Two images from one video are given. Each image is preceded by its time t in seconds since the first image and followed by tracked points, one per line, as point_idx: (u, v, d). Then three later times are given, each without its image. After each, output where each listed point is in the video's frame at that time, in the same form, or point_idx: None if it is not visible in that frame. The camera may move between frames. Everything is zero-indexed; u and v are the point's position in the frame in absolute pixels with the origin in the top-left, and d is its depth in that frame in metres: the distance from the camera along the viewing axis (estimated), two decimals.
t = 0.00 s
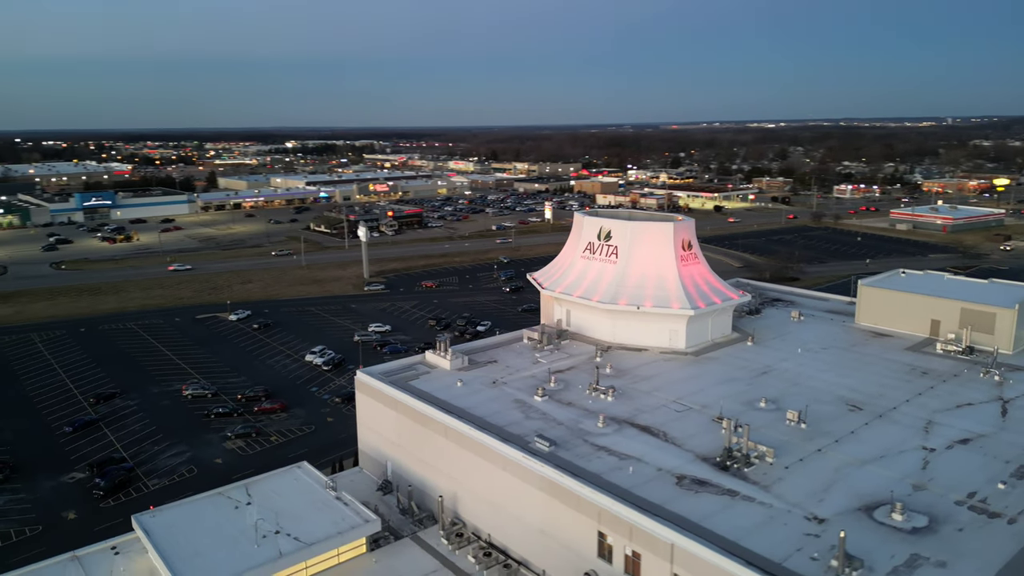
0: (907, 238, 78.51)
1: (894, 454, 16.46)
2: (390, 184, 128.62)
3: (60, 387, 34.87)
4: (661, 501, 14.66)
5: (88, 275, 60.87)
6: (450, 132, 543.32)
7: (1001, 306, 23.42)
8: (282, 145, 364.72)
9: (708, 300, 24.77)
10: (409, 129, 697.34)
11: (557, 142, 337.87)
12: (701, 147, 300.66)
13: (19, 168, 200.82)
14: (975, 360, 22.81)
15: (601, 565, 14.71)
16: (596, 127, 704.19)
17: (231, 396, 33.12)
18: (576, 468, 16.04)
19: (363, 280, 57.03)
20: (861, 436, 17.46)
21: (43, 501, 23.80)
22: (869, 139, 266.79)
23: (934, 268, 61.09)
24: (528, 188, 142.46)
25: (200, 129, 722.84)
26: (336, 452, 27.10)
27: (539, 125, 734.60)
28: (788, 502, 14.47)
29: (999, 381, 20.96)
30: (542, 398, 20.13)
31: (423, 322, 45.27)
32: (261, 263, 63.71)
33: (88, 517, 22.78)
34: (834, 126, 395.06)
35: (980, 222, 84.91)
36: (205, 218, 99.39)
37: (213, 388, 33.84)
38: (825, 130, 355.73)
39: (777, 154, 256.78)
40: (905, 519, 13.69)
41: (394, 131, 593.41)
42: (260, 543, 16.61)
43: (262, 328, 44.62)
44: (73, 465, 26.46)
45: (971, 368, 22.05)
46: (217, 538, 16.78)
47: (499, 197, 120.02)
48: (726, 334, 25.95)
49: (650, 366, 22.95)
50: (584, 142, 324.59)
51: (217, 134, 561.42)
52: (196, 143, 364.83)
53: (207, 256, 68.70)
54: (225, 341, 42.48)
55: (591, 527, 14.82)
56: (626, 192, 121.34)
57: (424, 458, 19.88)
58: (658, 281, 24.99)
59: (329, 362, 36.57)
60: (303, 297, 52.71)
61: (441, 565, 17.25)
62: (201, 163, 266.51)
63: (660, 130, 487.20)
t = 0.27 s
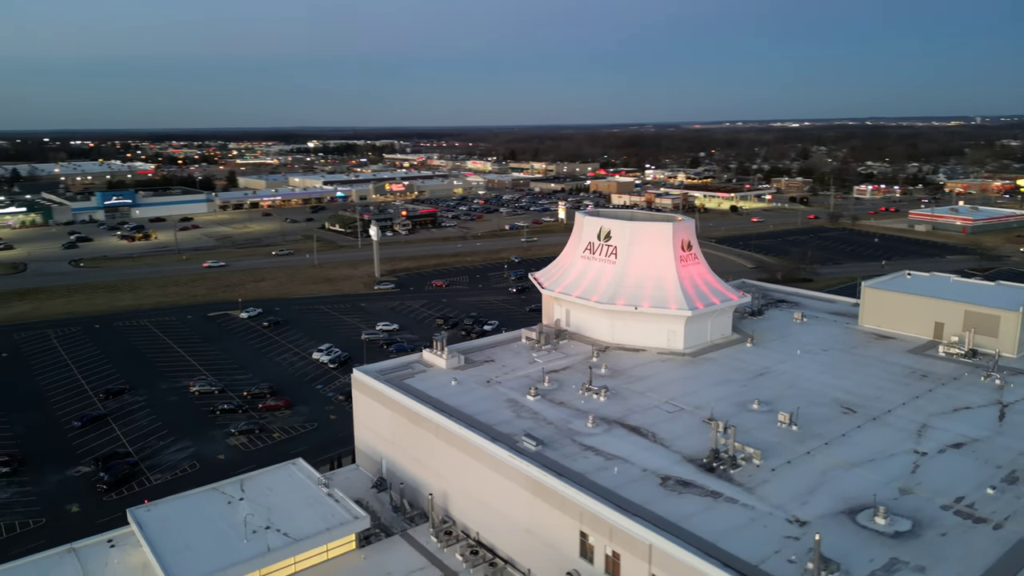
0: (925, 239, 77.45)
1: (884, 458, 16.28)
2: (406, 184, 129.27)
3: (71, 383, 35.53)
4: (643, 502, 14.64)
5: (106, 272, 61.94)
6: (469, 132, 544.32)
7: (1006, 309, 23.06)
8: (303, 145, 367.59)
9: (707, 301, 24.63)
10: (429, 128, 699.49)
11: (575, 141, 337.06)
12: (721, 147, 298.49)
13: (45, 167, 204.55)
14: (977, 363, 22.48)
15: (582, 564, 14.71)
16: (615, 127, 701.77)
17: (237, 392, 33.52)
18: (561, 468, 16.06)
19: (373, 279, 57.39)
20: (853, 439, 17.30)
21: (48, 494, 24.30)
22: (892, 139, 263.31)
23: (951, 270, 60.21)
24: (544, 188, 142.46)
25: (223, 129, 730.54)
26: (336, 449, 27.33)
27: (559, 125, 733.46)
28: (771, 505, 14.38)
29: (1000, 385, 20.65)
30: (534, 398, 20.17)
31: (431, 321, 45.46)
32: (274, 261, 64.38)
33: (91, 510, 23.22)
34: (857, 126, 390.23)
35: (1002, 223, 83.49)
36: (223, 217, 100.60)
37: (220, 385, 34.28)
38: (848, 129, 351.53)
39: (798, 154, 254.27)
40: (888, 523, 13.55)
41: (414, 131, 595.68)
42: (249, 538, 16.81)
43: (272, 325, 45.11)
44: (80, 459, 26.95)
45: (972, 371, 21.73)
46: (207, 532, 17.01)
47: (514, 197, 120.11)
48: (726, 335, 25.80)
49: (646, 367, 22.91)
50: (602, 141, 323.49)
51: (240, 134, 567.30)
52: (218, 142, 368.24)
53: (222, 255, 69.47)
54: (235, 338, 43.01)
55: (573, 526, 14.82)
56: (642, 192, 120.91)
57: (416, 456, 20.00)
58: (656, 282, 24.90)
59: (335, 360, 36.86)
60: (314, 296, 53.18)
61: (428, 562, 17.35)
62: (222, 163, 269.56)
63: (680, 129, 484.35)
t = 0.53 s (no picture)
0: (944, 241, 76.33)
1: (873, 461, 16.13)
2: (422, 184, 129.82)
3: (83, 378, 36.19)
4: (625, 502, 14.63)
5: (123, 270, 62.94)
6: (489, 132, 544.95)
7: (1009, 312, 22.73)
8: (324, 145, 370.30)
9: (705, 302, 24.50)
10: (448, 128, 701.53)
11: (594, 141, 336.21)
12: (741, 147, 296.13)
13: (71, 167, 208.37)
14: (979, 366, 22.15)
15: (564, 564, 14.74)
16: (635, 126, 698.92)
17: (243, 389, 33.92)
18: (546, 467, 16.09)
19: (384, 278, 57.69)
20: (844, 442, 17.14)
21: (53, 487, 24.79)
22: (916, 138, 259.57)
23: (968, 272, 59.27)
24: (560, 188, 142.39)
25: (245, 129, 737.75)
26: (336, 446, 27.55)
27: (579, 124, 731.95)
28: (753, 507, 14.30)
29: (1000, 389, 20.33)
30: (527, 397, 20.21)
31: (439, 320, 45.62)
32: (287, 260, 64.98)
33: (94, 504, 23.65)
34: (881, 125, 385.27)
35: None
36: (241, 216, 101.74)
37: (227, 382, 34.71)
38: (871, 128, 347.10)
39: (819, 154, 251.57)
40: (870, 526, 13.44)
41: (436, 131, 596.79)
42: (239, 532, 17.01)
43: (282, 323, 45.56)
44: (87, 453, 27.44)
45: (973, 375, 21.41)
46: (199, 527, 17.24)
47: (529, 197, 120.09)
48: (726, 336, 25.63)
49: (642, 368, 22.85)
50: (621, 141, 322.36)
51: (262, 133, 573.07)
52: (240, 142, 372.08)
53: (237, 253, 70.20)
54: (245, 336, 43.52)
55: (555, 526, 14.86)
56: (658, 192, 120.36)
57: (408, 454, 20.14)
58: (655, 282, 24.81)
59: (341, 358, 37.14)
60: (325, 294, 53.60)
61: (417, 559, 17.46)
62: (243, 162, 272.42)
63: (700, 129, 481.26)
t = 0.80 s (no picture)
0: (964, 242, 75.15)
1: (862, 465, 15.97)
2: (438, 183, 130.28)
3: (94, 374, 36.83)
4: (607, 502, 14.63)
5: (140, 268, 63.91)
6: (509, 131, 545.04)
7: (1013, 314, 22.36)
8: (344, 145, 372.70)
9: (704, 303, 24.37)
10: (468, 128, 703.08)
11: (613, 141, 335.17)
12: (762, 147, 293.38)
13: (96, 166, 211.77)
14: (981, 370, 21.83)
15: (547, 563, 14.77)
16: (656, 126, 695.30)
17: (250, 386, 34.32)
18: (532, 467, 16.12)
19: (395, 277, 57.96)
20: (834, 445, 16.98)
21: (59, 481, 25.28)
22: (941, 138, 255.66)
23: (986, 274, 58.30)
24: (576, 187, 142.21)
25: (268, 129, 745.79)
26: (337, 443, 27.78)
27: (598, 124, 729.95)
28: (736, 509, 14.24)
29: (1000, 393, 20.02)
30: (520, 397, 20.26)
31: (447, 319, 45.77)
32: (301, 258, 65.56)
33: (97, 497, 24.09)
34: (905, 125, 380.03)
35: None
36: (258, 215, 102.79)
37: (234, 378, 35.14)
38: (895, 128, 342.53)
39: (841, 154, 248.74)
40: (851, 530, 13.34)
41: (456, 131, 598.89)
42: (231, 527, 17.24)
43: (292, 321, 46.01)
44: (94, 447, 27.93)
45: (973, 379, 21.09)
46: (192, 521, 17.50)
47: (545, 197, 119.97)
48: (726, 337, 25.48)
49: (638, 369, 22.80)
50: (641, 141, 321.06)
51: (284, 133, 578.21)
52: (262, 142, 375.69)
53: (252, 252, 70.92)
54: (254, 333, 44.02)
55: (538, 526, 14.90)
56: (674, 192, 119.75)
57: (402, 452, 20.27)
58: (654, 283, 24.73)
59: (347, 357, 37.43)
60: (336, 293, 53.98)
61: (405, 556, 17.58)
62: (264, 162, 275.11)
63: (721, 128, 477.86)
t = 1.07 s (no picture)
0: (984, 244, 73.92)
1: (850, 468, 15.83)
2: (454, 183, 130.68)
3: (106, 369, 37.49)
4: (589, 502, 14.67)
5: (157, 266, 64.90)
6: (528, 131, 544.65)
7: (1016, 317, 22.03)
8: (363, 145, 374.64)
9: (702, 303, 24.26)
10: (488, 128, 703.67)
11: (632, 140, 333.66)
12: (783, 146, 290.61)
13: (119, 165, 215.00)
14: (982, 374, 21.49)
15: (529, 563, 14.81)
16: (676, 126, 691.42)
17: (257, 383, 34.75)
18: (517, 466, 16.17)
19: (406, 276, 58.17)
20: (824, 448, 16.85)
21: (65, 474, 25.78)
22: (966, 138, 251.59)
23: (1005, 277, 57.30)
24: (592, 187, 142.00)
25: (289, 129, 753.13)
26: (338, 440, 28.00)
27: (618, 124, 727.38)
28: (717, 510, 14.21)
29: (999, 397, 19.70)
30: (512, 396, 20.31)
31: (455, 319, 45.93)
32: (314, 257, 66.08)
33: (101, 491, 24.54)
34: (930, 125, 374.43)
35: None
36: (275, 214, 103.79)
37: (241, 375, 35.60)
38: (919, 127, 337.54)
39: (863, 155, 245.72)
40: (832, 533, 13.25)
41: (475, 131, 600.11)
42: (223, 522, 17.48)
43: (302, 319, 46.44)
44: (101, 442, 28.43)
45: (973, 382, 20.80)
46: (185, 515, 17.76)
47: (561, 197, 119.80)
48: (725, 338, 25.32)
49: (634, 369, 22.75)
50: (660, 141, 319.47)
51: (305, 133, 582.71)
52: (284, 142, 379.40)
53: (266, 250, 71.55)
54: (264, 331, 44.54)
55: (520, 525, 14.96)
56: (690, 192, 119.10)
57: (395, 450, 20.40)
58: (652, 283, 24.66)
59: (354, 355, 37.74)
60: (347, 291, 54.37)
61: (394, 553, 17.72)
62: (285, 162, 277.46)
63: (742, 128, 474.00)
